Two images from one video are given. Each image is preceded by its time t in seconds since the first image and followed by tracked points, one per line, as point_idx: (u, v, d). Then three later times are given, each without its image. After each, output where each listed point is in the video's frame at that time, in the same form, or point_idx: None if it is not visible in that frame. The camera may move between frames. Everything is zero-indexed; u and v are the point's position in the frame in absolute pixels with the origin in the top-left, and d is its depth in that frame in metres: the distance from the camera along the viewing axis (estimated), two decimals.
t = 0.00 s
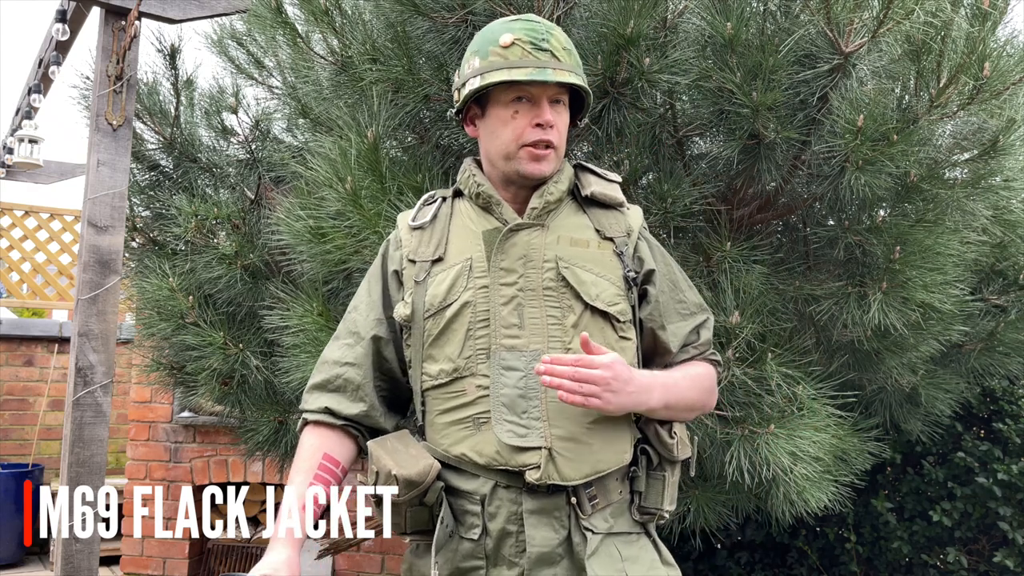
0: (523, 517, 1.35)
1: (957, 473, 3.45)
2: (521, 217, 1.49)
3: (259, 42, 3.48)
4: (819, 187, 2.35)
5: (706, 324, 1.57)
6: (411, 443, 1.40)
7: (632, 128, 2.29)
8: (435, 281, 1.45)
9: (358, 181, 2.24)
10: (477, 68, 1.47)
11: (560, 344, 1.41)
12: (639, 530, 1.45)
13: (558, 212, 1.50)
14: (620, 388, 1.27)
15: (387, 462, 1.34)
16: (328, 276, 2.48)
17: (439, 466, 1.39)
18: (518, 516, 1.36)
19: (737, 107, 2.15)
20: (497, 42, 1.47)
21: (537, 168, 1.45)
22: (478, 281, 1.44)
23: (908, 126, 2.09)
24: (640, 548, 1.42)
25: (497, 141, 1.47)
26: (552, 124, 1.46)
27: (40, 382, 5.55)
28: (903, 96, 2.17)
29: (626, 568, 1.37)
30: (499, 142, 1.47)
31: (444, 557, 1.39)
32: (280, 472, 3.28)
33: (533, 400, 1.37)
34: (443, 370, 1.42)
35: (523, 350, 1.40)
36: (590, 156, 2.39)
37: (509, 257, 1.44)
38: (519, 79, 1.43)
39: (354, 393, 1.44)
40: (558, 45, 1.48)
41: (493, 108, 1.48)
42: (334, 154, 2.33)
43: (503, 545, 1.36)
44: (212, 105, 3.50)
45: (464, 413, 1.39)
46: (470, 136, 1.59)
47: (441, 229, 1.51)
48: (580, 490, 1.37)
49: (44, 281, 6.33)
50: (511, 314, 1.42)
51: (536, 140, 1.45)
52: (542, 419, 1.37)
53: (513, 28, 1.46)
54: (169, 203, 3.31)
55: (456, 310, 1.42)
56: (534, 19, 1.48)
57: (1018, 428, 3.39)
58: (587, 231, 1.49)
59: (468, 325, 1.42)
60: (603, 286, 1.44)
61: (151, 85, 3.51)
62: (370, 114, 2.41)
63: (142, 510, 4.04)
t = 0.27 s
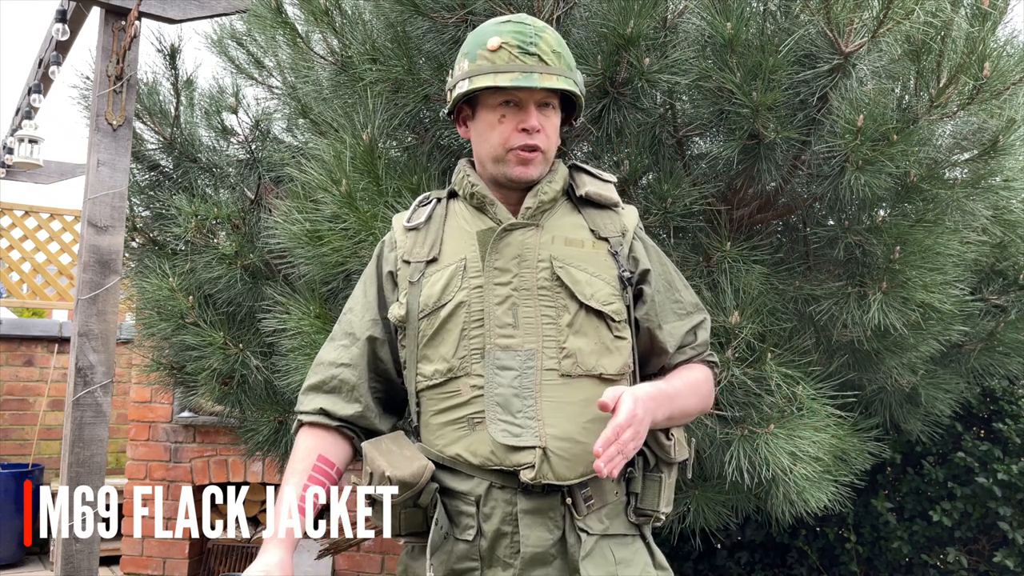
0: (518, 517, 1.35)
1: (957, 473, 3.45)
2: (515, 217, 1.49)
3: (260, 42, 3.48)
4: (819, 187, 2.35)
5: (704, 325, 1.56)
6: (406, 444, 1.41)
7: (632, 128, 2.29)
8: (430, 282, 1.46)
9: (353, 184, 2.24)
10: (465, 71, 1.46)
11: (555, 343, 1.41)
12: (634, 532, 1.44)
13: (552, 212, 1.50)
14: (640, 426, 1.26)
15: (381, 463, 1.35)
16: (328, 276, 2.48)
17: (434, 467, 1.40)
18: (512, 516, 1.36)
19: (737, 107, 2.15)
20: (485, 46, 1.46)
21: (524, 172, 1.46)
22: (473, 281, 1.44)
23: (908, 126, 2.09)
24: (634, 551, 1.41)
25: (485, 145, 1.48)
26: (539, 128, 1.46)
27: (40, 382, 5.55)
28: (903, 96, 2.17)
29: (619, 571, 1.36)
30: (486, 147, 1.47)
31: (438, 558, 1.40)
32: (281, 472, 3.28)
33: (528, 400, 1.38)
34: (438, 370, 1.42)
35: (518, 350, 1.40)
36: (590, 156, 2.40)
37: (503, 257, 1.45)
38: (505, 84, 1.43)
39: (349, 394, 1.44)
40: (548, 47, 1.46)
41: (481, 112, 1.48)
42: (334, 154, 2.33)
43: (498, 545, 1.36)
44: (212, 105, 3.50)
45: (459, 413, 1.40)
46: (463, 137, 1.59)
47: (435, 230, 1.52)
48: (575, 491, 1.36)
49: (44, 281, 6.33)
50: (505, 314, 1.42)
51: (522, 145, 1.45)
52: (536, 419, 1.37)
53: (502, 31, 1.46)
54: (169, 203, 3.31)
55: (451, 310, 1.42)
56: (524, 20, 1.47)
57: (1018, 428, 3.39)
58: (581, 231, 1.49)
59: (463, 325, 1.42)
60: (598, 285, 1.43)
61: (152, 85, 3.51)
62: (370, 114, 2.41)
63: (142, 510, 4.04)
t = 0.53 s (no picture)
0: (521, 517, 1.36)
1: (957, 473, 3.45)
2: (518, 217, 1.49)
3: (259, 42, 3.48)
4: (819, 187, 2.35)
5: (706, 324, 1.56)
6: (409, 445, 1.40)
7: (632, 128, 2.29)
8: (432, 282, 1.46)
9: (358, 180, 2.24)
10: (464, 72, 1.47)
11: (557, 343, 1.41)
12: (638, 533, 1.44)
13: (554, 211, 1.50)
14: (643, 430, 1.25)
15: (384, 465, 1.34)
16: (328, 276, 2.48)
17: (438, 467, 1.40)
18: (516, 517, 1.36)
19: (737, 107, 2.15)
20: (484, 45, 1.46)
21: (523, 173, 1.47)
22: (475, 282, 1.44)
23: (908, 126, 2.09)
24: (639, 551, 1.41)
25: (484, 146, 1.48)
26: (537, 128, 1.46)
27: (39, 382, 5.55)
28: (903, 96, 2.17)
29: (623, 571, 1.36)
30: (485, 147, 1.48)
31: (443, 559, 1.40)
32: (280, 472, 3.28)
33: (530, 400, 1.38)
34: (441, 371, 1.41)
35: (520, 349, 1.40)
36: (590, 156, 2.40)
37: (505, 257, 1.45)
38: (502, 85, 1.43)
39: (351, 395, 1.44)
40: (547, 46, 1.46)
41: (480, 112, 1.49)
42: (334, 154, 2.33)
43: (502, 546, 1.36)
44: (212, 105, 3.50)
45: (462, 414, 1.40)
46: (464, 135, 1.60)
47: (437, 230, 1.52)
48: (579, 491, 1.37)
49: (44, 281, 6.33)
50: (508, 314, 1.42)
51: (521, 146, 1.46)
52: (539, 419, 1.37)
53: (500, 30, 1.46)
54: (168, 203, 3.31)
55: (454, 310, 1.42)
56: (523, 18, 1.47)
57: (1018, 428, 3.39)
58: (584, 231, 1.49)
59: (465, 325, 1.42)
60: (601, 285, 1.43)
61: (151, 85, 3.51)
62: (370, 114, 2.41)
63: (142, 510, 4.04)
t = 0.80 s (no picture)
0: (523, 518, 1.36)
1: (957, 473, 3.45)
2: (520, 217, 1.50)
3: (259, 42, 3.48)
4: (819, 187, 2.35)
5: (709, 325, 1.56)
6: (411, 445, 1.40)
7: (632, 128, 2.29)
8: (435, 282, 1.46)
9: (360, 180, 2.23)
10: (465, 72, 1.47)
11: (559, 343, 1.41)
12: (640, 535, 1.44)
13: (557, 212, 1.50)
14: (642, 433, 1.25)
15: (385, 465, 1.34)
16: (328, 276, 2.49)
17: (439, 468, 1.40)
18: (517, 517, 1.36)
19: (737, 107, 2.15)
20: (486, 46, 1.46)
21: (524, 174, 1.47)
22: (477, 282, 1.44)
23: (908, 126, 2.09)
24: (641, 553, 1.41)
25: (486, 146, 1.48)
26: (538, 128, 1.46)
27: (40, 382, 5.55)
28: (903, 96, 2.17)
29: (625, 572, 1.36)
30: (487, 148, 1.48)
31: (444, 560, 1.40)
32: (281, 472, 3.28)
33: (532, 400, 1.37)
34: (443, 371, 1.42)
35: (522, 350, 1.40)
36: (590, 156, 2.40)
37: (507, 257, 1.45)
38: (503, 85, 1.43)
39: (352, 394, 1.44)
40: (548, 45, 1.46)
41: (482, 112, 1.48)
42: (334, 154, 2.33)
43: (503, 547, 1.36)
44: (211, 105, 3.50)
45: (464, 414, 1.40)
46: (465, 136, 1.60)
47: (440, 231, 1.52)
48: (581, 492, 1.37)
49: (44, 281, 6.34)
50: (510, 314, 1.42)
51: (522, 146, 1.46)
52: (541, 419, 1.37)
53: (502, 30, 1.46)
54: (168, 203, 3.31)
55: (456, 311, 1.42)
56: (524, 18, 1.47)
57: (1018, 428, 3.39)
58: (586, 231, 1.49)
59: (467, 325, 1.42)
60: (603, 285, 1.43)
61: (151, 85, 3.51)
62: (370, 114, 2.41)
63: (142, 510, 4.04)
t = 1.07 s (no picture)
0: (522, 517, 1.36)
1: (957, 473, 3.45)
2: (522, 217, 1.50)
3: (259, 42, 3.48)
4: (819, 187, 2.35)
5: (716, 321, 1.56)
6: (412, 444, 1.40)
7: (632, 128, 2.30)
8: (437, 282, 1.46)
9: (360, 179, 2.23)
10: (463, 74, 1.48)
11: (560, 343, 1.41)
12: (642, 535, 1.44)
13: (559, 212, 1.50)
14: (633, 373, 1.27)
15: (385, 463, 1.34)
16: (329, 275, 2.49)
17: (440, 467, 1.40)
18: (516, 517, 1.36)
19: (737, 107, 2.15)
20: (483, 47, 1.47)
21: (522, 173, 1.47)
22: (479, 281, 1.44)
23: (908, 127, 2.09)
24: (643, 554, 1.41)
25: (484, 146, 1.49)
26: (534, 127, 1.46)
27: (39, 382, 5.56)
28: (903, 96, 2.17)
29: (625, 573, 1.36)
30: (486, 148, 1.49)
31: (444, 559, 1.40)
32: (281, 472, 3.28)
33: (533, 399, 1.38)
34: (444, 370, 1.42)
35: (522, 350, 1.40)
36: (590, 156, 2.40)
37: (509, 257, 1.44)
38: (498, 85, 1.43)
39: (354, 393, 1.44)
40: (544, 45, 1.46)
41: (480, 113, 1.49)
42: (334, 154, 2.33)
43: (503, 546, 1.36)
44: (211, 105, 3.50)
45: (464, 413, 1.40)
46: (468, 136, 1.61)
47: (443, 231, 1.52)
48: (580, 492, 1.37)
49: (44, 281, 6.34)
50: (511, 313, 1.42)
51: (518, 146, 1.46)
52: (541, 419, 1.37)
53: (498, 31, 1.46)
54: (168, 203, 3.31)
55: (457, 310, 1.43)
56: (520, 19, 1.47)
57: (1018, 428, 3.39)
58: (589, 232, 1.49)
59: (469, 324, 1.42)
60: (605, 285, 1.44)
61: (151, 85, 3.51)
62: (370, 114, 2.41)
63: (142, 510, 4.04)
